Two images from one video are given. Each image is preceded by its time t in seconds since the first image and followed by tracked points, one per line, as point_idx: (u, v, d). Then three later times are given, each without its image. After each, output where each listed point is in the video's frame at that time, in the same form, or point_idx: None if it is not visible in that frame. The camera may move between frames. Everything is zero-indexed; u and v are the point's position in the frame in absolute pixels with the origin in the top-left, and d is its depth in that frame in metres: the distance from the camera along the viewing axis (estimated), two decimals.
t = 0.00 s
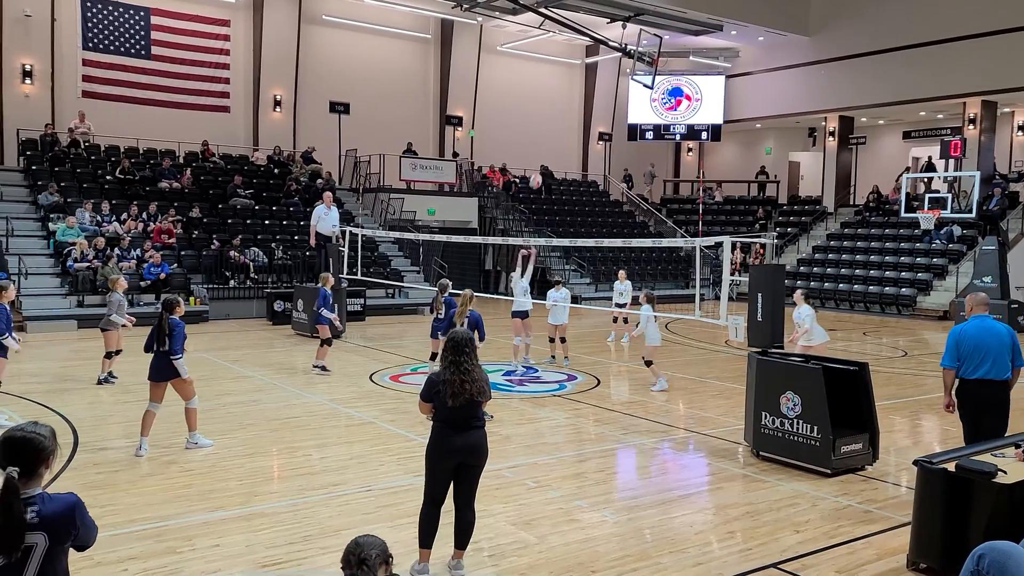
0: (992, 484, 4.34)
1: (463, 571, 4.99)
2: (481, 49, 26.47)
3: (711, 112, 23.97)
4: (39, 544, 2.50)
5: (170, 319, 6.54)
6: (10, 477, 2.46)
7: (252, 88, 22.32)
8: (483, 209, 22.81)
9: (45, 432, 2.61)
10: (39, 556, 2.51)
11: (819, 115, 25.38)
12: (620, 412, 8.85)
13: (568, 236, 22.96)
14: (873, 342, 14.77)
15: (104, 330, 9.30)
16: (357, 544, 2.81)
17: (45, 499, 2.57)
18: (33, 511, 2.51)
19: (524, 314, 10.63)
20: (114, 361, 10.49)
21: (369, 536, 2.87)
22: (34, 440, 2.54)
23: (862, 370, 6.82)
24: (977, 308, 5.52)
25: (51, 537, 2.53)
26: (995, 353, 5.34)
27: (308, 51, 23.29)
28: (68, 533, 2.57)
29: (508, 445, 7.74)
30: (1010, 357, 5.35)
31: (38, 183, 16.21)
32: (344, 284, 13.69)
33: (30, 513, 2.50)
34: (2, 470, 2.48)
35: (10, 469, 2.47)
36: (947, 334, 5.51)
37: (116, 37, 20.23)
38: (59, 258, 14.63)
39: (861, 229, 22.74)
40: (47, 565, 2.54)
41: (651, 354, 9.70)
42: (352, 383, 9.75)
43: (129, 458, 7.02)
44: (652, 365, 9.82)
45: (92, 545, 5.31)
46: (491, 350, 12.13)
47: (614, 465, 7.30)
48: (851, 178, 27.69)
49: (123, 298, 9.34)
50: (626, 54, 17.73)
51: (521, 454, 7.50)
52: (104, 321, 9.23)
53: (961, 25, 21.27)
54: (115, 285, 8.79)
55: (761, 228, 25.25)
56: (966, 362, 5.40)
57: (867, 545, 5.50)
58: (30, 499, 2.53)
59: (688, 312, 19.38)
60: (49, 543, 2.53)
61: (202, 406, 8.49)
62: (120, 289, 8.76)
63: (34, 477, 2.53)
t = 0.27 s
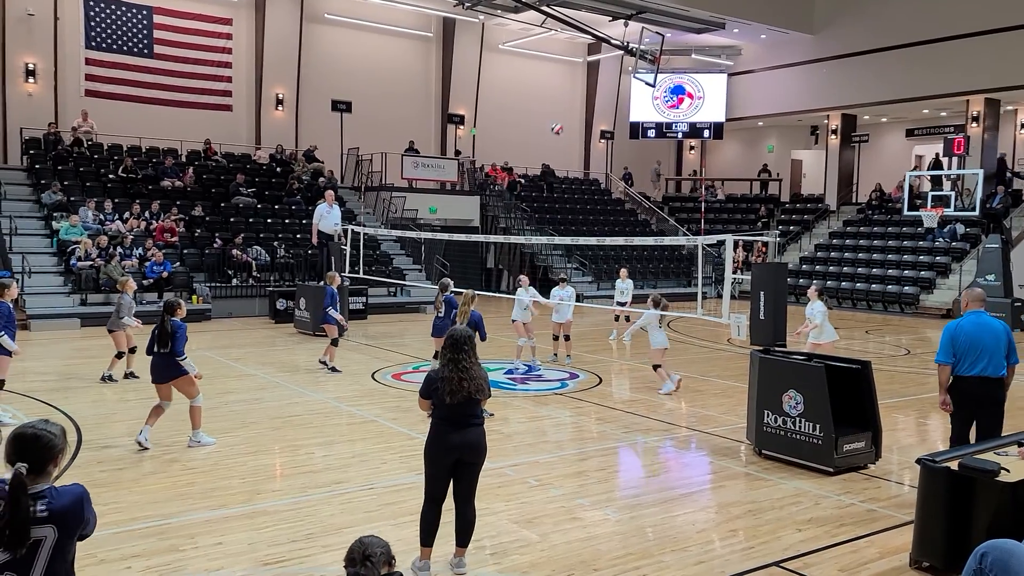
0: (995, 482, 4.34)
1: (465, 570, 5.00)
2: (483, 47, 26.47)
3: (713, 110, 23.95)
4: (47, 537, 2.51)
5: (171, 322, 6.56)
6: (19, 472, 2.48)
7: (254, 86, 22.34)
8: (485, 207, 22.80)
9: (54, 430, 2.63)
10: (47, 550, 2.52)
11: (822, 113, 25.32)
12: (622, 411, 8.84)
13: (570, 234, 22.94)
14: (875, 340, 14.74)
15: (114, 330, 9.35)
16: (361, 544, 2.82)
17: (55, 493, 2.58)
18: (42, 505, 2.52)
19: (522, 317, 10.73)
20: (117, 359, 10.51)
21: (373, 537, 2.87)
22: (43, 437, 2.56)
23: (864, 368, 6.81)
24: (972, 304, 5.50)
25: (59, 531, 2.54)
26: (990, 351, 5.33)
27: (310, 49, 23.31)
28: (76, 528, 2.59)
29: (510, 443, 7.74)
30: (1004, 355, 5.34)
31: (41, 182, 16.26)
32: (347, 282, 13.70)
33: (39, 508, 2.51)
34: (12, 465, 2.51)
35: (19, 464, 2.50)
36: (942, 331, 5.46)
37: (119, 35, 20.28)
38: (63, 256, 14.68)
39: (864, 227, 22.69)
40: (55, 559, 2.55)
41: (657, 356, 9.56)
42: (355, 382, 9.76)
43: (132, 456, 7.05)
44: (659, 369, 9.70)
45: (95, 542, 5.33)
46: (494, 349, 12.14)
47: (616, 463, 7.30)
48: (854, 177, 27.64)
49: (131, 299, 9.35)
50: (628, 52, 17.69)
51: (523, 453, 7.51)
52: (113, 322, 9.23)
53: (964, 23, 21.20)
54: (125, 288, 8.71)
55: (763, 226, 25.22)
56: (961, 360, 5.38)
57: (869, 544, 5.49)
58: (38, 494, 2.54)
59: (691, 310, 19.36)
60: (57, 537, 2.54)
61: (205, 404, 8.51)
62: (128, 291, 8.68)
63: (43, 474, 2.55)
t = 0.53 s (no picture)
0: (1005, 483, 4.31)
1: (472, 570, 5.00)
2: (490, 48, 26.50)
3: (720, 110, 23.96)
4: (63, 534, 2.53)
5: (156, 323, 6.58)
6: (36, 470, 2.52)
7: (262, 88, 22.43)
8: (492, 207, 22.83)
9: (72, 430, 2.69)
10: (62, 547, 2.54)
11: (830, 112, 25.25)
12: (630, 411, 8.83)
13: (577, 235, 22.92)
14: (884, 340, 14.68)
15: (119, 330, 9.37)
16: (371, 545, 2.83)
17: (70, 491, 2.60)
18: (58, 502, 2.54)
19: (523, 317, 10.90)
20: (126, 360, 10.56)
21: (382, 538, 2.89)
22: (61, 436, 2.61)
23: (873, 369, 6.77)
24: (968, 307, 5.39)
25: (74, 529, 2.56)
26: (987, 356, 5.17)
27: (317, 51, 23.37)
28: (91, 525, 2.60)
29: (518, 444, 7.74)
30: (1001, 360, 5.18)
31: (51, 184, 16.38)
32: (354, 282, 13.73)
33: (55, 504, 2.53)
34: (31, 463, 2.56)
35: (36, 463, 2.55)
36: (938, 336, 5.32)
37: (128, 38, 20.41)
38: (72, 258, 14.76)
39: (873, 227, 22.59)
40: (69, 557, 2.57)
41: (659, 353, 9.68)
42: (362, 382, 9.78)
43: (141, 456, 7.08)
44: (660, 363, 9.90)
45: (105, 542, 5.35)
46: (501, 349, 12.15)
47: (624, 464, 7.28)
48: (862, 176, 27.53)
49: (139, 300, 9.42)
50: (635, 52, 17.67)
51: (530, 453, 7.51)
52: (120, 322, 9.30)
53: (974, 21, 21.08)
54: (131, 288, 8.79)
55: (771, 226, 25.19)
56: (956, 364, 5.21)
57: (879, 545, 5.46)
58: (55, 492, 2.57)
59: (698, 309, 19.33)
60: (72, 535, 2.56)
61: (214, 405, 8.55)
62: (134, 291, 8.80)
63: (57, 473, 2.59)
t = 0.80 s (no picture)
0: None
1: (499, 571, 5.00)
2: (515, 49, 26.53)
3: (748, 109, 23.71)
4: (95, 533, 2.59)
5: (167, 325, 6.72)
6: (72, 470, 2.55)
7: (290, 91, 22.63)
8: (518, 208, 22.83)
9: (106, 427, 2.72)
10: (95, 546, 2.60)
11: (859, 111, 24.97)
12: (656, 412, 8.79)
13: (603, 235, 22.84)
14: (916, 342, 14.47)
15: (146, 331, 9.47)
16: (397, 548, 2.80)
17: (104, 490, 2.66)
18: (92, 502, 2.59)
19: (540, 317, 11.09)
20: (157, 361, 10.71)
21: (409, 541, 2.87)
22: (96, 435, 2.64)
23: (905, 370, 6.68)
24: (977, 311, 5.15)
25: (106, 527, 2.61)
26: (997, 361, 4.95)
27: (344, 53, 23.53)
28: (123, 524, 2.66)
29: (543, 445, 7.73)
30: (1012, 367, 4.96)
31: (84, 187, 16.64)
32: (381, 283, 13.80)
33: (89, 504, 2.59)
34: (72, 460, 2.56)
35: (72, 462, 2.55)
36: (947, 339, 5.09)
37: (159, 43, 20.75)
38: (104, 259, 15.00)
39: (904, 227, 22.30)
40: (102, 555, 2.63)
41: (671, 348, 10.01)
42: (389, 383, 9.82)
43: (170, 455, 7.16)
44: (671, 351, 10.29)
45: (136, 540, 5.42)
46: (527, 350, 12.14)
47: (650, 466, 7.25)
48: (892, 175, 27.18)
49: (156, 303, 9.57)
50: (661, 52, 17.59)
51: (556, 454, 7.50)
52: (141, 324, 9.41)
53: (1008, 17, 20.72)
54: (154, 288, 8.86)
55: (799, 227, 25.02)
56: (965, 369, 4.98)
57: (911, 549, 5.38)
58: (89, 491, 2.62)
59: (726, 310, 19.21)
60: (104, 533, 2.62)
61: (243, 405, 8.63)
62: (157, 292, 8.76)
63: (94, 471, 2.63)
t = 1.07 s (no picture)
0: None
1: (556, 570, 4.99)
2: (571, 47, 26.46)
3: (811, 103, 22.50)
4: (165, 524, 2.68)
5: (204, 329, 6.78)
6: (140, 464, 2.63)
7: (349, 92, 23.00)
8: (574, 207, 22.76)
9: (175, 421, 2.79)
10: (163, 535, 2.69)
11: (927, 104, 24.21)
12: (715, 413, 8.66)
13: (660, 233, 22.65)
14: (988, 343, 13.94)
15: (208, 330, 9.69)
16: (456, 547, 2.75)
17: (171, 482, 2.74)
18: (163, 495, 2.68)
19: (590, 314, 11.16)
20: (221, 357, 11.00)
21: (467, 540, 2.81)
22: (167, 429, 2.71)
23: (977, 372, 6.44)
24: None
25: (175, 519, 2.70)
26: None
27: (401, 56, 23.86)
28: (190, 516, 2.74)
29: (599, 444, 7.70)
30: None
31: (152, 188, 17.20)
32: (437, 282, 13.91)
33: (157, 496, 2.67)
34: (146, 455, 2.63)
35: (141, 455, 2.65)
36: (1005, 340, 4.94)
37: (224, 48, 21.31)
38: (172, 258, 15.52)
39: (975, 224, 21.54)
40: (170, 544, 2.72)
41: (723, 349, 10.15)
42: (445, 381, 9.90)
43: (233, 450, 7.34)
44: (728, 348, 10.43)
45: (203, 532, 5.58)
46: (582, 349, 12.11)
47: (708, 467, 7.15)
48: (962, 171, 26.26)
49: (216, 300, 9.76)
50: (719, 48, 17.32)
51: (613, 454, 7.45)
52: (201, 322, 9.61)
53: None
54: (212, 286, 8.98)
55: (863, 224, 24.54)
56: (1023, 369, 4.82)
57: (983, 557, 5.19)
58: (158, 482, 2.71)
59: (786, 310, 18.84)
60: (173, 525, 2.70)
61: (303, 402, 8.80)
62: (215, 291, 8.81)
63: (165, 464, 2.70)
